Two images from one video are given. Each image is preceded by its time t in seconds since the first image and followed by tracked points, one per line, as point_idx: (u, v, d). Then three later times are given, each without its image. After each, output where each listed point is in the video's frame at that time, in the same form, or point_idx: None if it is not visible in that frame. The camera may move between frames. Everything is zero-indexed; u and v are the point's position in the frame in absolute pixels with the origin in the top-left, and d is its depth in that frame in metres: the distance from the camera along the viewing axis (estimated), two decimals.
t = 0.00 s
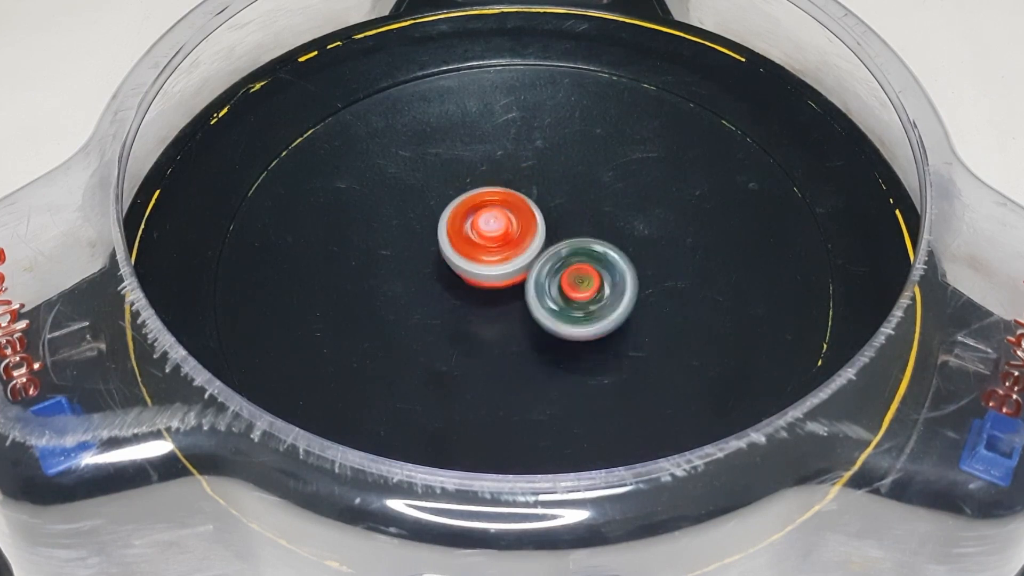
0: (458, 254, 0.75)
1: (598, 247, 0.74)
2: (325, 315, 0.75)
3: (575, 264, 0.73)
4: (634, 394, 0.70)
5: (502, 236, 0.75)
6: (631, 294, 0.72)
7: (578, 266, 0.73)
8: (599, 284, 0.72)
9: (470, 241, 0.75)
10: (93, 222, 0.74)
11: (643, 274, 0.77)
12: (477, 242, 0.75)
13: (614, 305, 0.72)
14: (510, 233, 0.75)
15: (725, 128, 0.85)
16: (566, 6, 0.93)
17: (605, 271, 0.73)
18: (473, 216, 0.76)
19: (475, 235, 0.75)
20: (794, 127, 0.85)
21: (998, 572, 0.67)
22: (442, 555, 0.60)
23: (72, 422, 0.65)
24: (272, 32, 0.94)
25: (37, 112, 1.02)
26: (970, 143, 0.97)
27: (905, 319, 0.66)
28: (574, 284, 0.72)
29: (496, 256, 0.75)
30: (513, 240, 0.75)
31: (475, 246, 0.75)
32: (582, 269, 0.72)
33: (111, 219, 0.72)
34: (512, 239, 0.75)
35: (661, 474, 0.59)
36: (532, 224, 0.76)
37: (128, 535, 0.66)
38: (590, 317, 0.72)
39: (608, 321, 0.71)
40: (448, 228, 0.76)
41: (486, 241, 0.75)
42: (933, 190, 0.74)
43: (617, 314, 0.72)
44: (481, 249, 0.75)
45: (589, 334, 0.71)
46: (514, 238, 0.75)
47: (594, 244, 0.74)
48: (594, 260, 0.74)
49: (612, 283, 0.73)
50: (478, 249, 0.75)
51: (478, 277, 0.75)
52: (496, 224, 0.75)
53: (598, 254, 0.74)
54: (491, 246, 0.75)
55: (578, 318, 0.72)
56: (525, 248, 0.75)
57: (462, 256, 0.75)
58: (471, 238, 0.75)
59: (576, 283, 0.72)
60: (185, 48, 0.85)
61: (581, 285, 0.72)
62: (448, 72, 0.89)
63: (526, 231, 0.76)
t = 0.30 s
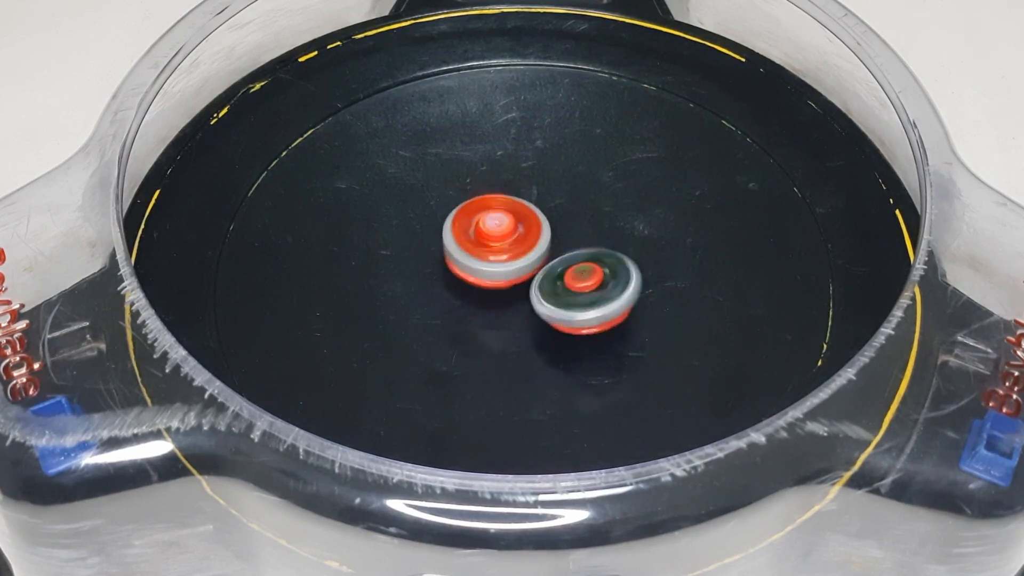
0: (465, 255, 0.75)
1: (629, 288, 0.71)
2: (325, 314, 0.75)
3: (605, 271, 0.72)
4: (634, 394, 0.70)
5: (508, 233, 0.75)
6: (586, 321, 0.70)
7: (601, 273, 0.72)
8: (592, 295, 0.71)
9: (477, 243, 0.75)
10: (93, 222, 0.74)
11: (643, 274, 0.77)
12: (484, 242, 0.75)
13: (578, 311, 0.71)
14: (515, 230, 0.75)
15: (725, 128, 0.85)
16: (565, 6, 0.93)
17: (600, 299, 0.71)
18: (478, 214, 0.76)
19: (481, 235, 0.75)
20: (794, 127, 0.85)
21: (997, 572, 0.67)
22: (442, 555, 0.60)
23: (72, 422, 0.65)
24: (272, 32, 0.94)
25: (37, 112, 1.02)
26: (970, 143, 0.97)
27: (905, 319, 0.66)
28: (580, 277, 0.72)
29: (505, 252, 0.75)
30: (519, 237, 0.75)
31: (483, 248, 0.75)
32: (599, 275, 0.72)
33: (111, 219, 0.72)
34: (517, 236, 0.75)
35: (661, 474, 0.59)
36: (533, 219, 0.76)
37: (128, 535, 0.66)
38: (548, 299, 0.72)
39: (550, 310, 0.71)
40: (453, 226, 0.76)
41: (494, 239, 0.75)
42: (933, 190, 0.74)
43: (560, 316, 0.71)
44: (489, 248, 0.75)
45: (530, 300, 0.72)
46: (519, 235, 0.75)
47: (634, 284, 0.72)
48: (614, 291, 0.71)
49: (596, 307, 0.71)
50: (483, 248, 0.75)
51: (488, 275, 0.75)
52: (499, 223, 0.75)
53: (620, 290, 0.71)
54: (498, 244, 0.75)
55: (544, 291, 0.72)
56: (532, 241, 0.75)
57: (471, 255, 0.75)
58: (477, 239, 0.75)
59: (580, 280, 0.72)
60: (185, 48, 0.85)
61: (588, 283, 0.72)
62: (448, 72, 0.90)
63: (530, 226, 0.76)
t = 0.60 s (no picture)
0: (452, 249, 0.75)
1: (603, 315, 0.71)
2: (325, 315, 0.75)
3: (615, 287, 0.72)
4: (635, 395, 0.70)
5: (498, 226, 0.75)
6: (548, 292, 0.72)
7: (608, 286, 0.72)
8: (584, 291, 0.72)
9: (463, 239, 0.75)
10: (93, 222, 0.74)
11: (644, 274, 0.77)
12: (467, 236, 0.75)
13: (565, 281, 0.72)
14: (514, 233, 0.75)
15: (725, 128, 0.85)
16: (566, 6, 0.93)
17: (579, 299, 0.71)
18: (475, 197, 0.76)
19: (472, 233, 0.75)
20: (794, 127, 0.85)
21: (997, 572, 0.67)
22: (442, 555, 0.60)
23: (72, 422, 0.65)
24: (273, 31, 0.94)
25: (37, 112, 1.02)
26: (970, 143, 0.97)
27: (905, 319, 0.66)
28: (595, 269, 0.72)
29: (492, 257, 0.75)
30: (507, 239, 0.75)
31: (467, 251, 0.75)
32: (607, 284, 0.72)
33: (111, 219, 0.72)
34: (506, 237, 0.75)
35: (661, 474, 0.59)
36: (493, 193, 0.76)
37: (128, 535, 0.66)
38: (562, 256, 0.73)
39: (549, 259, 0.73)
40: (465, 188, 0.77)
41: (486, 239, 0.74)
42: (933, 190, 0.74)
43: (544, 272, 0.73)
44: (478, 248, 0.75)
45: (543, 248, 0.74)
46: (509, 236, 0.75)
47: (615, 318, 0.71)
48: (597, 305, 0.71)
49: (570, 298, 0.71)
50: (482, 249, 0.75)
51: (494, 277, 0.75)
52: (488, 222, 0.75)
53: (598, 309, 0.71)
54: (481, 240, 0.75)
55: (565, 252, 0.73)
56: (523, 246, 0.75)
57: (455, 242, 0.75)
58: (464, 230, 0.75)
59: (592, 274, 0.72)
60: (185, 48, 0.85)
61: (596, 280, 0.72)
62: (448, 72, 0.90)
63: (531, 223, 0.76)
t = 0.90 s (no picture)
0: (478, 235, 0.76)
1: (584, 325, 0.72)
2: (325, 314, 0.75)
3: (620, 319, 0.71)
4: (634, 395, 0.70)
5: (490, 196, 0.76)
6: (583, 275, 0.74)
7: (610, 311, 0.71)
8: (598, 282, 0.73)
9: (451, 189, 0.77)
10: (93, 222, 0.74)
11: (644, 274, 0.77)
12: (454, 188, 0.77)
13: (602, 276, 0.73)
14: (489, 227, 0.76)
15: (725, 128, 0.85)
16: (566, 6, 0.94)
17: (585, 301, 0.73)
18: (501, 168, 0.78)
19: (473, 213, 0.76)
20: (794, 127, 0.85)
21: (997, 572, 0.67)
22: (442, 555, 0.60)
23: (72, 422, 0.65)
24: (272, 31, 0.94)
25: (37, 112, 1.02)
26: (970, 143, 0.97)
27: (905, 319, 0.66)
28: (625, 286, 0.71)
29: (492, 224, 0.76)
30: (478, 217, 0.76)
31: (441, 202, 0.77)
32: (615, 307, 0.70)
33: (111, 219, 0.72)
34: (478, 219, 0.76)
35: (661, 474, 0.59)
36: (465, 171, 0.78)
37: (128, 535, 0.66)
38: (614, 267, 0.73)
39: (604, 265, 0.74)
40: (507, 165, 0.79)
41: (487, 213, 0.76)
42: (933, 190, 0.74)
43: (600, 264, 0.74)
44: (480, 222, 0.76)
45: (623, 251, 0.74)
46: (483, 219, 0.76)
47: (592, 339, 0.71)
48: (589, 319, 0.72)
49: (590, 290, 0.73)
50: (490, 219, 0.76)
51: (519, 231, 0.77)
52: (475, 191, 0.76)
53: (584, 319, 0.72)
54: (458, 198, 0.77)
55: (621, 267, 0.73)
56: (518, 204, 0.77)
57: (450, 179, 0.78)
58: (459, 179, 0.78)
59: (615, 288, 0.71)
60: (185, 48, 0.85)
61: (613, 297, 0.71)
62: (448, 72, 0.89)
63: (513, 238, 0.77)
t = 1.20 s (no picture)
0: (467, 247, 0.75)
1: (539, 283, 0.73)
2: (325, 315, 0.75)
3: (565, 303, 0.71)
4: (634, 395, 0.70)
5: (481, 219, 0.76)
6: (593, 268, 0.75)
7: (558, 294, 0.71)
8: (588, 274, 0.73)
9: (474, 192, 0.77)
10: (93, 222, 0.74)
11: (643, 273, 0.77)
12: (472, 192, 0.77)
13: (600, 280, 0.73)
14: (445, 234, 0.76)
15: (725, 128, 0.85)
16: (565, 6, 0.94)
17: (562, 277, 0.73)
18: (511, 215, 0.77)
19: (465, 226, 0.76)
20: (794, 127, 0.85)
21: (997, 572, 0.67)
22: (442, 555, 0.60)
23: (72, 422, 0.65)
24: (273, 31, 0.94)
25: (37, 112, 1.02)
26: (971, 143, 0.97)
27: (905, 319, 0.66)
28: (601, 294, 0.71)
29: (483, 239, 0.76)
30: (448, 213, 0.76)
31: (442, 201, 0.77)
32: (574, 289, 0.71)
33: (111, 219, 0.72)
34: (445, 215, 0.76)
35: (661, 474, 0.59)
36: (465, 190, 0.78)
37: (128, 535, 0.66)
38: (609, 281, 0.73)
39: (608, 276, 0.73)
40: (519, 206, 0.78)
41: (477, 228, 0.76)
42: (933, 190, 0.74)
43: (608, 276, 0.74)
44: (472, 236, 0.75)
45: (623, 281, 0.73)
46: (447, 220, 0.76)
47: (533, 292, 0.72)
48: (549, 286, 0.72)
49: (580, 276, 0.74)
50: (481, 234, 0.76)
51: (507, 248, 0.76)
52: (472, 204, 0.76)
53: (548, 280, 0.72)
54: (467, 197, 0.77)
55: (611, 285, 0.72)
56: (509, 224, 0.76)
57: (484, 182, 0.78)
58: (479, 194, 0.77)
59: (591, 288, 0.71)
60: (185, 48, 0.85)
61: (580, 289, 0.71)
62: (448, 72, 0.90)
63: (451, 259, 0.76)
